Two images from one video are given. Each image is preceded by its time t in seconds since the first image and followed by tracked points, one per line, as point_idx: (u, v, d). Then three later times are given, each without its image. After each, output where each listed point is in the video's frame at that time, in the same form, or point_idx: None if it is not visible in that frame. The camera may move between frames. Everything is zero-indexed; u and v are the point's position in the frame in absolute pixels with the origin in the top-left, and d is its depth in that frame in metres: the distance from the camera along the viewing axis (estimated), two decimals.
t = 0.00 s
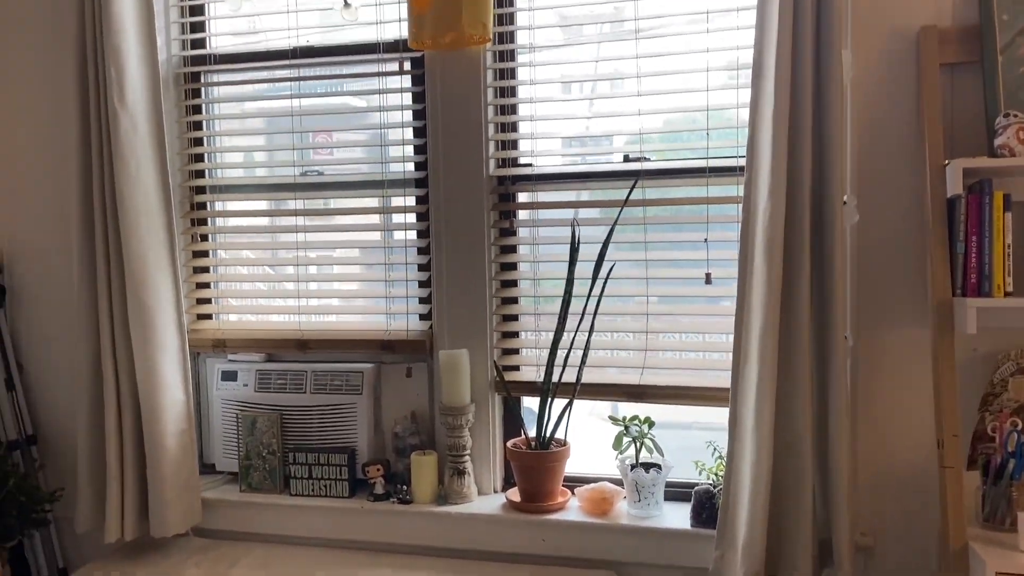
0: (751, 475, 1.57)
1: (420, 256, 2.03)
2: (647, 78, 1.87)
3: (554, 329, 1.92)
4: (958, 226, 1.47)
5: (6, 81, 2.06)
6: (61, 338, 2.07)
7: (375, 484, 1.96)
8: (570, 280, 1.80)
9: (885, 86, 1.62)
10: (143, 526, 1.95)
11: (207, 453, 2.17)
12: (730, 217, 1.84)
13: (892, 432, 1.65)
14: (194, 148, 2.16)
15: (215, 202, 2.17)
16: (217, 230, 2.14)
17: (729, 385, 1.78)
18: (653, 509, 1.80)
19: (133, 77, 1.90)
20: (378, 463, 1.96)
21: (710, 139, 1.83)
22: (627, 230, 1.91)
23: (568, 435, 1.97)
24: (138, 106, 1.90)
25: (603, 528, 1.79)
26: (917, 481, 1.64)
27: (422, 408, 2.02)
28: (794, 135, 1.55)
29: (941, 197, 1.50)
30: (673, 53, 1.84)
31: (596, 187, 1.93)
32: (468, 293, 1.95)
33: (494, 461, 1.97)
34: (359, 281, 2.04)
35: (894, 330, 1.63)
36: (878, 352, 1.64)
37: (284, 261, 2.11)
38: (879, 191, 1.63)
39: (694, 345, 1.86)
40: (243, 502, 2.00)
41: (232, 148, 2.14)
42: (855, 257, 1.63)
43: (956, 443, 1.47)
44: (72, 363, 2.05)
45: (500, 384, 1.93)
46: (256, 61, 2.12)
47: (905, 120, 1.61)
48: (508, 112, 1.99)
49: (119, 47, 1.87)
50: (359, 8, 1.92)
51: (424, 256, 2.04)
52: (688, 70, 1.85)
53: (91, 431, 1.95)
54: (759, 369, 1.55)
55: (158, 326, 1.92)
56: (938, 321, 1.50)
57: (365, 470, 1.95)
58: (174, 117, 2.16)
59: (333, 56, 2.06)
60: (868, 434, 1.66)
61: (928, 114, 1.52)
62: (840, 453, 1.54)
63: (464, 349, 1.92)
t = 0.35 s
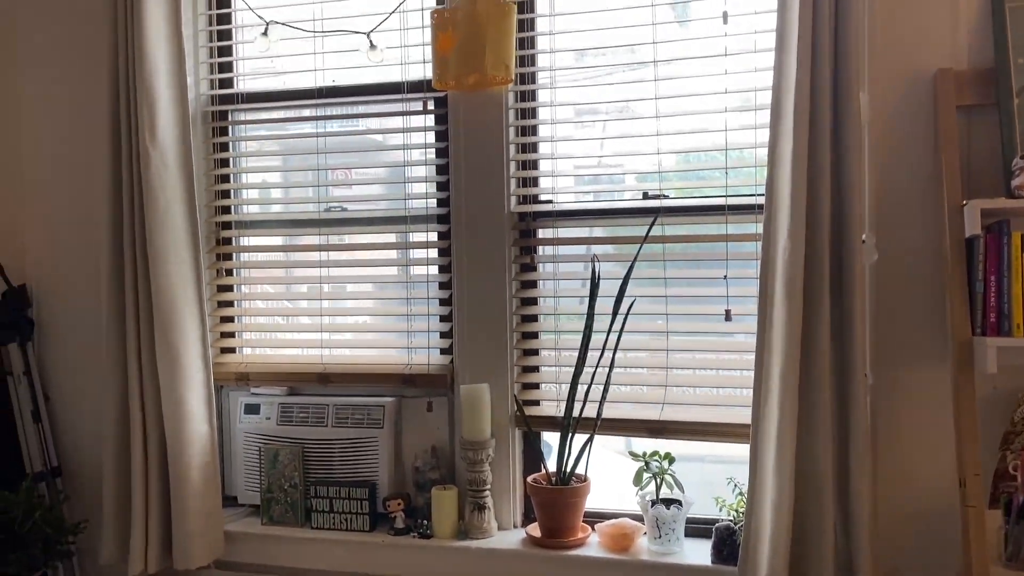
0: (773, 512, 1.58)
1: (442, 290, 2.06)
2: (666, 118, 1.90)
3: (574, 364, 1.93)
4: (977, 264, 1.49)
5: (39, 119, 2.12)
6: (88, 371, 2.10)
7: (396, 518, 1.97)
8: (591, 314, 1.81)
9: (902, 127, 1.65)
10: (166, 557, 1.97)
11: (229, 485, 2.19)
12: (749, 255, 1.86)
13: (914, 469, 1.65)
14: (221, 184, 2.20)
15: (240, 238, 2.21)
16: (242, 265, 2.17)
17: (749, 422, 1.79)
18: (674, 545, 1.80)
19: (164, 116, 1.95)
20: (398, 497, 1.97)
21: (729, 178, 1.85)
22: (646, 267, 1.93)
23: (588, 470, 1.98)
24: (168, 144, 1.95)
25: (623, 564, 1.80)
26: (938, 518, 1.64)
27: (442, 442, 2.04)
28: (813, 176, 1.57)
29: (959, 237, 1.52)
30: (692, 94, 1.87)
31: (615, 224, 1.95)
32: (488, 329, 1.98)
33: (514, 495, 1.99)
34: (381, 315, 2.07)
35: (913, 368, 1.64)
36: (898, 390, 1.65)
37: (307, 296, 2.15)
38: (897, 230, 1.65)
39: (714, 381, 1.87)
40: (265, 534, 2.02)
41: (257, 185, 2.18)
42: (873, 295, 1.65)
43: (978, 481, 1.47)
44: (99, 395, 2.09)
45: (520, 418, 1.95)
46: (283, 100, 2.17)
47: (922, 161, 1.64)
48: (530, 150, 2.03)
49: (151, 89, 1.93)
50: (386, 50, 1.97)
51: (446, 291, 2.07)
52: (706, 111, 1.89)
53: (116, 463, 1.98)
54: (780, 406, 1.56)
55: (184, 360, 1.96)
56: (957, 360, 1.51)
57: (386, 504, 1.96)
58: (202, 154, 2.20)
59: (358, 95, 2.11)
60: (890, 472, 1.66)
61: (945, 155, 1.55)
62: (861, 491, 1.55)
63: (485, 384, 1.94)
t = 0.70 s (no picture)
0: (795, 553, 1.54)
1: (457, 323, 2.05)
2: (683, 152, 1.89)
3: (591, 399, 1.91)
4: (1002, 302, 1.46)
5: (57, 150, 2.13)
6: (101, 401, 2.10)
7: (409, 553, 1.95)
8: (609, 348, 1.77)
9: (923, 162, 1.63)
10: None
11: (241, 518, 2.17)
12: (768, 289, 1.84)
13: (940, 509, 1.61)
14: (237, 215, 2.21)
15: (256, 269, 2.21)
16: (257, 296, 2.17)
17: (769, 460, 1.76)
18: None
19: (182, 148, 1.96)
20: (412, 533, 1.94)
21: (748, 212, 1.84)
22: (663, 301, 1.92)
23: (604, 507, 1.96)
24: (185, 176, 1.96)
25: None
26: (965, 561, 1.60)
27: (457, 477, 2.01)
28: (834, 210, 1.56)
29: (983, 273, 1.49)
30: (709, 127, 1.86)
31: (632, 257, 1.94)
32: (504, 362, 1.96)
33: (529, 532, 1.96)
34: (395, 348, 2.05)
35: (937, 406, 1.62)
36: (922, 428, 1.62)
37: (322, 328, 2.14)
38: (920, 265, 1.63)
39: (733, 417, 1.85)
40: (277, 569, 1.99)
41: (273, 216, 2.18)
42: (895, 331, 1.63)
43: (1007, 524, 1.43)
44: (112, 426, 2.08)
45: (535, 454, 1.92)
46: (300, 132, 2.18)
47: (944, 195, 1.62)
48: (546, 183, 2.03)
49: (169, 120, 1.93)
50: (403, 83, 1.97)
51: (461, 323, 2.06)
52: (723, 144, 1.88)
53: (129, 496, 1.96)
54: (802, 445, 1.54)
55: (198, 391, 1.95)
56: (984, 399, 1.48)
57: (399, 540, 1.94)
58: (219, 185, 2.21)
59: (375, 127, 2.12)
60: (915, 511, 1.63)
61: (968, 190, 1.53)
62: (885, 533, 1.51)
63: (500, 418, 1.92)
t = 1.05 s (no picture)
0: None
1: (459, 353, 1.98)
2: (694, 177, 1.82)
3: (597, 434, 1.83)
4: None
5: (48, 172, 2.07)
6: (90, 431, 2.02)
7: None
8: (615, 379, 1.69)
9: (946, 188, 1.56)
10: None
11: (232, 554, 2.09)
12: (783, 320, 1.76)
13: (966, 556, 1.52)
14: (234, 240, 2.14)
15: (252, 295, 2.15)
16: (253, 323, 2.10)
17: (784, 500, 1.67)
18: None
19: (178, 171, 1.90)
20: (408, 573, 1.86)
21: (761, 240, 1.77)
22: (673, 332, 1.84)
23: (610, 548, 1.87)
24: (180, 200, 1.90)
25: None
26: None
27: (456, 514, 1.93)
28: (852, 239, 1.48)
29: (1012, 307, 1.41)
30: (720, 152, 1.79)
31: (640, 285, 1.87)
32: (507, 394, 1.88)
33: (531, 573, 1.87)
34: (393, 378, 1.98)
35: (962, 446, 1.53)
36: (946, 469, 1.54)
37: (319, 357, 2.06)
38: (943, 296, 1.55)
39: (746, 454, 1.76)
40: None
41: (271, 240, 2.12)
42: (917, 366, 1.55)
43: None
44: (101, 457, 2.01)
45: (538, 491, 1.84)
46: (299, 154, 2.12)
47: (968, 223, 1.54)
48: (551, 208, 1.96)
49: (165, 144, 1.88)
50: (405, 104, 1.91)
51: (462, 353, 1.98)
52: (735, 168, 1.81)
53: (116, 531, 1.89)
54: (819, 488, 1.45)
55: (188, 422, 1.89)
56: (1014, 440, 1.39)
57: None
58: (216, 209, 2.15)
59: (376, 150, 2.06)
60: (940, 557, 1.54)
61: (994, 218, 1.45)
62: None
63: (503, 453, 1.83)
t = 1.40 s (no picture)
0: None
1: (444, 385, 1.86)
2: (696, 200, 1.71)
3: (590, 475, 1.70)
4: None
5: (14, 192, 1.96)
6: (52, 464, 1.91)
7: None
8: (609, 416, 1.54)
9: (968, 213, 1.44)
10: None
11: None
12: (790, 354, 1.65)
13: None
14: (210, 263, 2.03)
15: (229, 322, 2.04)
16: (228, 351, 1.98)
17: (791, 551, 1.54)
18: None
19: (148, 191, 1.80)
20: None
21: (767, 268, 1.65)
22: (672, 365, 1.72)
23: None
24: (150, 221, 1.80)
25: None
26: None
27: (439, 558, 1.80)
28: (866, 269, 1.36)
29: None
30: (724, 174, 1.68)
31: (637, 315, 1.75)
32: (494, 432, 1.76)
33: None
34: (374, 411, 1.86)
35: (987, 495, 1.40)
36: (969, 521, 1.41)
37: (297, 387, 1.95)
38: (964, 331, 1.43)
39: (751, 499, 1.64)
40: None
41: (249, 263, 2.01)
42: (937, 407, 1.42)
43: None
44: (62, 495, 1.89)
45: (527, 535, 1.71)
46: (280, 173, 2.01)
47: (993, 252, 1.42)
48: (543, 232, 1.85)
49: (135, 165, 1.78)
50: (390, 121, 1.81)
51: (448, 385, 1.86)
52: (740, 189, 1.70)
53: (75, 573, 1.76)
54: (831, 541, 1.32)
55: (154, 458, 1.78)
56: None
57: None
58: (192, 230, 2.05)
59: (360, 169, 1.95)
60: None
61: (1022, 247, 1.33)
62: None
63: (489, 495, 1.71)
